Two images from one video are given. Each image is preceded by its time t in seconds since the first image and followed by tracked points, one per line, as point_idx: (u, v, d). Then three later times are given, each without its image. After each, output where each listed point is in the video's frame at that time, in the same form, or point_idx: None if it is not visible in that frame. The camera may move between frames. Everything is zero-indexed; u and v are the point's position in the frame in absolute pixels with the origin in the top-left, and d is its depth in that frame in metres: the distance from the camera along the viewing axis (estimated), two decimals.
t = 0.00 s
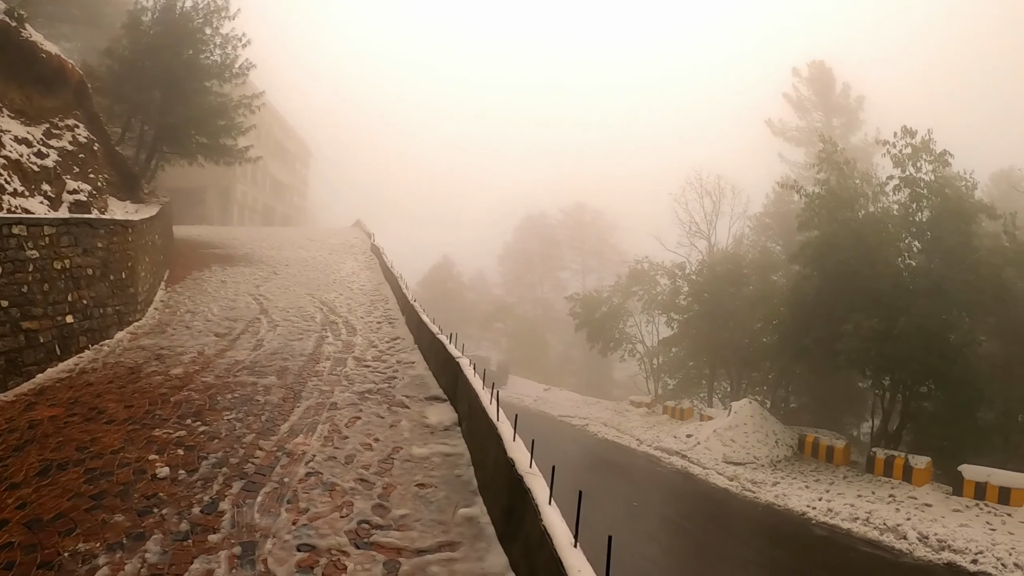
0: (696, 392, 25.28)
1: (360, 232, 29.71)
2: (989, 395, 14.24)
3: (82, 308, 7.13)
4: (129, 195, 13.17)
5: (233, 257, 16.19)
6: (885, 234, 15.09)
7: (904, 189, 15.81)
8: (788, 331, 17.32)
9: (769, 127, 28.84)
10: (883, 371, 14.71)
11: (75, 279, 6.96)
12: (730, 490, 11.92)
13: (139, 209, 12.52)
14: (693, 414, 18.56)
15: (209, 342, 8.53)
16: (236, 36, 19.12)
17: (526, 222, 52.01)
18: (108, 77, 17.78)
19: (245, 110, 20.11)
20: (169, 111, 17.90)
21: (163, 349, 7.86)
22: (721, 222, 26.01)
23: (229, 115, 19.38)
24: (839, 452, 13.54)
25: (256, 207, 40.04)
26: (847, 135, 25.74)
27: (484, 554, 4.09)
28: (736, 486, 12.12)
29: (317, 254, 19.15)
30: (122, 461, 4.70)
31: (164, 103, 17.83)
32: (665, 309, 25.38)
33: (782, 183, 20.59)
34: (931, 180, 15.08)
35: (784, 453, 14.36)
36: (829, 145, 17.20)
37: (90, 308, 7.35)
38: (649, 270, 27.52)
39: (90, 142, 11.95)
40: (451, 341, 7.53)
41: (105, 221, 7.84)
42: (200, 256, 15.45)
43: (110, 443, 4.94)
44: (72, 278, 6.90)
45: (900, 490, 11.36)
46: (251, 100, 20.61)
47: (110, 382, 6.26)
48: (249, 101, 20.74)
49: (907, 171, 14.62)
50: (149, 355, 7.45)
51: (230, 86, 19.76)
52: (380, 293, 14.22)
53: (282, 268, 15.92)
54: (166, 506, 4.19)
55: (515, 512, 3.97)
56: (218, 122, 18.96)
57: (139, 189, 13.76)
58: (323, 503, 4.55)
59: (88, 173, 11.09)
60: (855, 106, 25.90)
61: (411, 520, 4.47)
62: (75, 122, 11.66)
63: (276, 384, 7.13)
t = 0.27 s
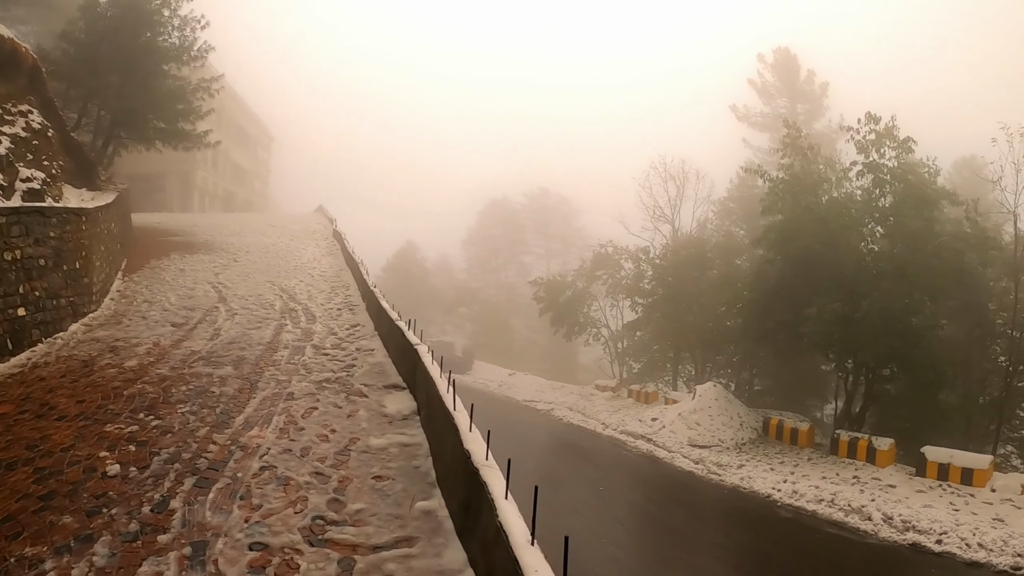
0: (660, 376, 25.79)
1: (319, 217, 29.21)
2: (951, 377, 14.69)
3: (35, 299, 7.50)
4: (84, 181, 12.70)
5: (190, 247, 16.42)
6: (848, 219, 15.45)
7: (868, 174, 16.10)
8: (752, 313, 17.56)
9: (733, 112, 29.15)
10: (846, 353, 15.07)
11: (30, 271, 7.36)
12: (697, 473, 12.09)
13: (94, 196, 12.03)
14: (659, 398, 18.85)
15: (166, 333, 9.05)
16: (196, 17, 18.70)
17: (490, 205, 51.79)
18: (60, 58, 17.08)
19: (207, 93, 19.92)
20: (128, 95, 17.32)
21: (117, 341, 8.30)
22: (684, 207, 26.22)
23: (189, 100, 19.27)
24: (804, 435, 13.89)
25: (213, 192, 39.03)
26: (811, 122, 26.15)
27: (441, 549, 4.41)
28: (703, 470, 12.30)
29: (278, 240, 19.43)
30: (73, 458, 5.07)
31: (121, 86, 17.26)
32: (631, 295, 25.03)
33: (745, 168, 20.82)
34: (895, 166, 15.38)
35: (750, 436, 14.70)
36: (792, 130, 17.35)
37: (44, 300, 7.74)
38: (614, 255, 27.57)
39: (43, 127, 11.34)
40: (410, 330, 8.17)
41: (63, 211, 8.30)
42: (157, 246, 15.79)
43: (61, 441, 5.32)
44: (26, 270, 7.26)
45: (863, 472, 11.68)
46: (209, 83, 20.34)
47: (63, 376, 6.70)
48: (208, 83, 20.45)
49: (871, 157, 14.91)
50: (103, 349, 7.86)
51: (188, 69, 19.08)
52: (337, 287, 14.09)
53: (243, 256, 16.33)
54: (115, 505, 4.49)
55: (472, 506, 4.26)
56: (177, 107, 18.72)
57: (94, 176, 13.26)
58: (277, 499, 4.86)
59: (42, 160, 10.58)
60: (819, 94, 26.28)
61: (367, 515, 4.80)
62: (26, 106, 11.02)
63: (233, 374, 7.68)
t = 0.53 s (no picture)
0: (631, 363, 26.14)
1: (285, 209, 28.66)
2: (919, 363, 14.99)
3: None
4: (45, 177, 12.25)
5: (155, 241, 16.13)
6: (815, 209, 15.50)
7: (836, 163, 16.21)
8: (722, 300, 17.68)
9: (702, 100, 29.27)
10: (815, 340, 15.28)
11: None
12: (669, 462, 12.20)
13: (54, 190, 11.62)
14: (630, 386, 19.02)
15: (129, 331, 9.65)
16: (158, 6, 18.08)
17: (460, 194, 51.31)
18: (21, 51, 16.37)
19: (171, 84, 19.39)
20: (89, 88, 16.70)
21: (78, 341, 8.92)
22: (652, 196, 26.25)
23: (151, 90, 18.74)
24: (774, 421, 14.13)
25: (179, 185, 38.11)
26: (779, 111, 26.37)
27: (407, 553, 4.85)
28: (676, 459, 12.41)
29: (245, 233, 19.25)
30: (33, 464, 5.63)
31: (82, 78, 16.63)
32: (599, 283, 25.11)
33: (714, 156, 20.93)
34: (863, 154, 15.54)
35: (721, 423, 14.99)
36: (760, 117, 17.39)
37: (3, 301, 8.35)
38: (583, 243, 27.43)
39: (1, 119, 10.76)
40: (375, 324, 8.94)
41: (14, 209, 8.66)
42: (124, 241, 15.54)
43: (20, 446, 5.91)
44: None
45: (834, 458, 11.94)
46: (170, 72, 19.67)
47: (24, 380, 7.35)
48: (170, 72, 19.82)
49: (839, 145, 15.06)
50: (64, 349, 8.55)
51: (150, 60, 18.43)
52: (302, 283, 13.99)
53: (209, 249, 16.29)
54: (73, 516, 4.95)
55: (438, 508, 4.72)
56: (140, 98, 18.11)
57: (55, 170, 12.76)
58: (238, 503, 5.35)
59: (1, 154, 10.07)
60: (787, 82, 26.48)
61: (330, 518, 5.28)
62: None
63: (195, 373, 8.34)
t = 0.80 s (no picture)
0: (624, 357, 26.19)
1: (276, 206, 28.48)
2: (914, 354, 15.06)
3: None
4: (34, 178, 12.17)
5: (145, 241, 16.00)
6: (809, 200, 15.47)
7: (829, 155, 16.18)
8: (716, 293, 17.68)
9: (695, 92, 29.23)
10: (811, 333, 15.29)
11: None
12: (665, 457, 12.21)
13: (43, 191, 11.51)
14: (625, 380, 19.04)
15: (116, 333, 9.55)
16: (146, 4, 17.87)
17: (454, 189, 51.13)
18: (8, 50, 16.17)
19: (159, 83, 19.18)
20: (76, 87, 16.53)
21: (65, 344, 8.82)
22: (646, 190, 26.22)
23: (140, 89, 18.55)
24: (770, 415, 14.16)
25: (169, 185, 37.74)
26: (772, 103, 26.39)
27: (390, 562, 4.96)
28: (672, 453, 12.41)
29: (237, 232, 19.13)
30: (15, 472, 5.59)
31: (70, 78, 16.45)
32: (592, 277, 25.22)
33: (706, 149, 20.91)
34: (856, 146, 15.56)
35: (716, 417, 15.02)
36: (754, 109, 17.35)
37: None
38: (576, 238, 27.42)
39: None
40: (360, 322, 8.99)
41: None
42: (114, 242, 15.42)
43: (3, 453, 5.86)
44: None
45: (830, 451, 12.00)
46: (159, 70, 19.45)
47: (8, 385, 7.26)
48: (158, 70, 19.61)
49: (832, 137, 15.06)
50: (51, 352, 8.46)
51: (139, 58, 18.24)
52: (293, 282, 13.91)
53: (200, 248, 16.19)
54: (54, 524, 4.95)
55: (422, 517, 4.83)
56: (129, 97, 17.92)
57: (45, 171, 12.63)
58: (220, 511, 5.40)
59: None
60: (780, 75, 26.48)
61: (314, 525, 5.37)
62: None
63: (181, 375, 8.29)
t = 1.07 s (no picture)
0: (619, 351, 26.20)
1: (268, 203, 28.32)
2: (909, 346, 15.06)
3: None
4: (21, 179, 12.08)
5: (137, 241, 15.89)
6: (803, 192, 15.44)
7: (823, 146, 16.20)
8: (710, 285, 17.66)
9: (688, 85, 29.17)
10: (806, 325, 15.31)
11: None
12: (660, 451, 12.20)
13: (31, 192, 11.41)
14: (619, 373, 19.03)
15: (103, 334, 9.45)
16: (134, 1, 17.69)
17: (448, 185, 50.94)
18: None
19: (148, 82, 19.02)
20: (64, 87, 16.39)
21: (51, 346, 8.74)
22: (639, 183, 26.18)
23: (128, 88, 18.39)
24: (766, 407, 14.16)
25: (161, 184, 37.56)
26: (765, 95, 26.38)
27: (366, 567, 4.95)
28: (667, 447, 12.40)
29: (228, 230, 19.02)
30: None
31: (58, 77, 16.30)
32: (585, 270, 25.28)
33: (699, 141, 20.87)
34: (849, 137, 15.55)
35: (711, 410, 15.04)
36: (747, 100, 17.29)
37: None
38: (570, 232, 27.40)
39: None
40: (346, 320, 8.94)
41: None
42: (104, 241, 15.31)
43: None
44: None
45: (826, 442, 12.04)
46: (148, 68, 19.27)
47: None
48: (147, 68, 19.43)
49: (825, 128, 15.04)
50: (36, 355, 8.38)
51: (127, 56, 18.06)
52: (282, 279, 13.82)
53: (190, 246, 16.07)
54: (31, 532, 4.92)
55: (397, 522, 4.83)
56: (117, 96, 17.75)
57: (33, 171, 12.52)
58: (197, 516, 5.35)
59: None
60: (773, 66, 26.46)
61: (291, 530, 5.33)
62: None
63: (165, 376, 8.21)
